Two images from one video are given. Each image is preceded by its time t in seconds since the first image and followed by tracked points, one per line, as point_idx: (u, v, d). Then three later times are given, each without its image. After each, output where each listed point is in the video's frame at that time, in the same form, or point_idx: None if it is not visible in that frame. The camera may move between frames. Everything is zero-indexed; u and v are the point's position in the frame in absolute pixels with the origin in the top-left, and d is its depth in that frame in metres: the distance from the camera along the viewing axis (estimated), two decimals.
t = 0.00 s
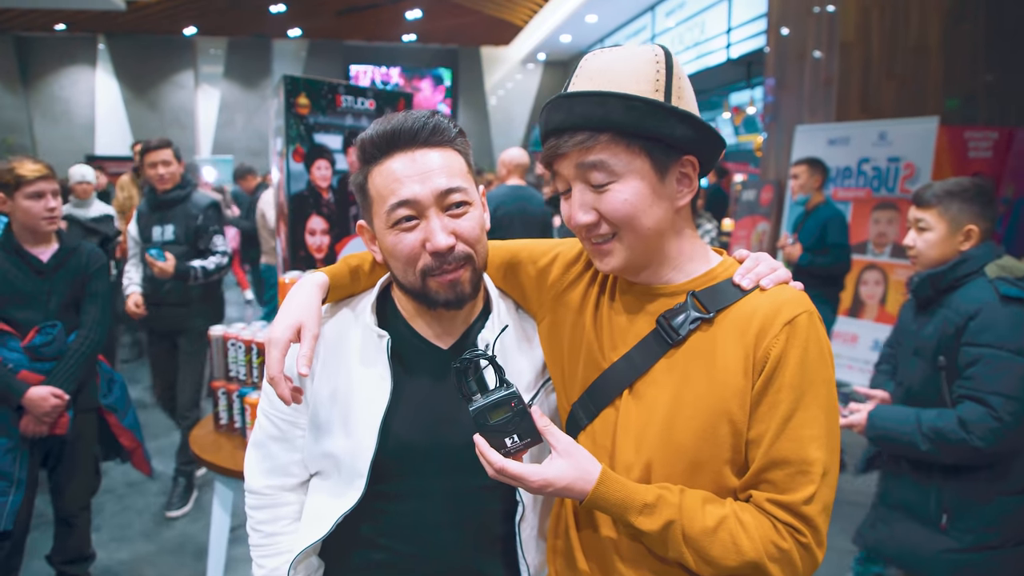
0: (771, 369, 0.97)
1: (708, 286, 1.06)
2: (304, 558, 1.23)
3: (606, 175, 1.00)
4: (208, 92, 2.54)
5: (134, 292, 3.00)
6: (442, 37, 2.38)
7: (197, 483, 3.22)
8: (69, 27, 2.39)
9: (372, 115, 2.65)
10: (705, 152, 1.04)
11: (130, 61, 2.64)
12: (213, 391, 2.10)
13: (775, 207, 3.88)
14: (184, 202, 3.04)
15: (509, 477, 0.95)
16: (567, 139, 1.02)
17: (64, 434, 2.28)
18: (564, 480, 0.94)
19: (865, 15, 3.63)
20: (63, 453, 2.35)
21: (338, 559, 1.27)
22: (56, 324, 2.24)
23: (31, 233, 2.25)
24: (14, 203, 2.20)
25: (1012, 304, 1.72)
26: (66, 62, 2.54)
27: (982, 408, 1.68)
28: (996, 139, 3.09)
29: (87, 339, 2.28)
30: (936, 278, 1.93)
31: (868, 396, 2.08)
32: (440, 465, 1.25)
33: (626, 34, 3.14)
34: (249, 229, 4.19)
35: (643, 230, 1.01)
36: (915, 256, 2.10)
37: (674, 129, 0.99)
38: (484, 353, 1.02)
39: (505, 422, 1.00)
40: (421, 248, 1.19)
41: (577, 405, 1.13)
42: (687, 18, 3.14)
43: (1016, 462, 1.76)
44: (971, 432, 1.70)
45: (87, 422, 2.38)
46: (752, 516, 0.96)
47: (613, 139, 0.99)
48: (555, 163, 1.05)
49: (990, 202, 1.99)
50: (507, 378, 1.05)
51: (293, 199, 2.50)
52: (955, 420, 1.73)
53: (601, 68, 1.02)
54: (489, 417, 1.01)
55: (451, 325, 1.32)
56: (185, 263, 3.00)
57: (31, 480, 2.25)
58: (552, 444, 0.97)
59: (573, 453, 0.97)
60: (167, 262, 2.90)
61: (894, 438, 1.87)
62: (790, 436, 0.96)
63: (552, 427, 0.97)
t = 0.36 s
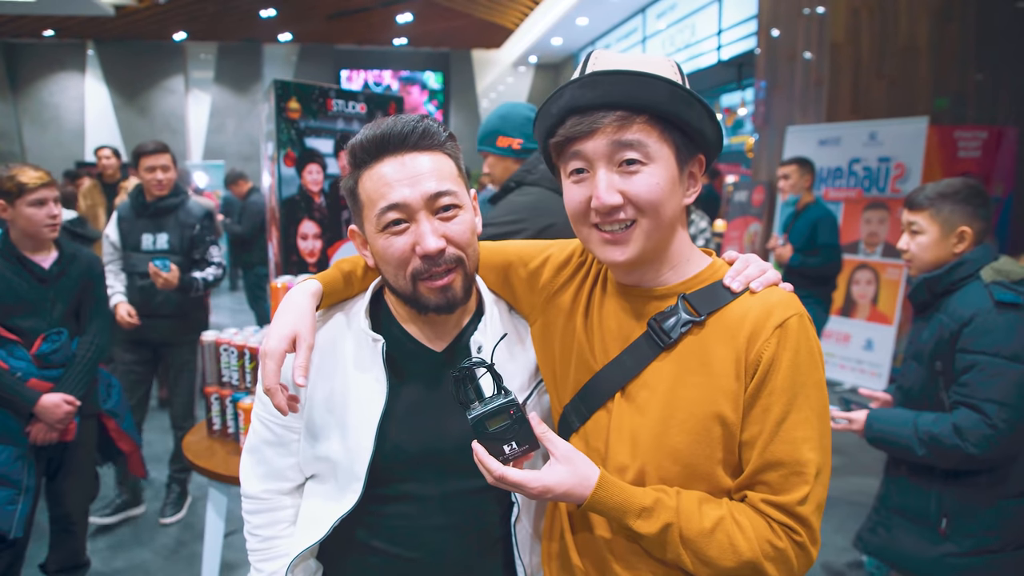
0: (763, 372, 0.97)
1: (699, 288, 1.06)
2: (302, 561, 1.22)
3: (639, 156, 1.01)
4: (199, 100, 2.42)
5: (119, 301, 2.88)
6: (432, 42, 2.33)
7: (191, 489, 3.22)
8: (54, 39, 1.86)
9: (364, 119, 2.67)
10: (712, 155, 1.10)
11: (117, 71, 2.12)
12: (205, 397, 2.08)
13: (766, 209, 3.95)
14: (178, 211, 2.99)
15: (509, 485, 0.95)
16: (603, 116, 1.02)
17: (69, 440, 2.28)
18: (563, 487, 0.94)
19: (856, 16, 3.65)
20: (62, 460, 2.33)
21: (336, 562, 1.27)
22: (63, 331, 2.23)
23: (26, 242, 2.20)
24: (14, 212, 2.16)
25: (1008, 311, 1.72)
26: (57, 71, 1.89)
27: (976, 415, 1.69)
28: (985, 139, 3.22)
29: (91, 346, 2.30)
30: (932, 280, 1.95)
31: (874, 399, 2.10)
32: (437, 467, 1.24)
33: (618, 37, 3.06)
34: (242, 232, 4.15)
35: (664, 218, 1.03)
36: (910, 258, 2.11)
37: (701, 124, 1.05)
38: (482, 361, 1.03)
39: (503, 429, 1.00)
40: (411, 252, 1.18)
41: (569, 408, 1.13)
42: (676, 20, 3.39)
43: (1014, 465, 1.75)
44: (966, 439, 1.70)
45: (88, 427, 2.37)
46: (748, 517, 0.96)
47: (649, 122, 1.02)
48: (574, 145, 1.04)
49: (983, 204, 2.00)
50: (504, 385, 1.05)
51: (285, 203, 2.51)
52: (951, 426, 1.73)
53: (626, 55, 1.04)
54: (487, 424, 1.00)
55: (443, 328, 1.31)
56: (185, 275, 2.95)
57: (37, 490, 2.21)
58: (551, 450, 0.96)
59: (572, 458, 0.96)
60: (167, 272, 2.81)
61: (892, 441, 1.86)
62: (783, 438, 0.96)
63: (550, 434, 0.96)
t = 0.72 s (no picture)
0: (765, 372, 0.97)
1: (699, 289, 1.06)
2: (296, 563, 1.24)
3: (646, 156, 1.01)
4: (197, 103, 2.10)
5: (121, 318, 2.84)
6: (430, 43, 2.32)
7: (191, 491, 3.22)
8: (50, 40, 1.78)
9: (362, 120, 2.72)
10: (716, 159, 1.11)
11: (112, 73, 1.89)
12: (204, 400, 2.10)
13: (765, 208, 3.87)
14: (162, 213, 2.95)
15: (513, 487, 0.95)
16: (612, 114, 1.02)
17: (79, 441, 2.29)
18: (566, 488, 0.94)
19: (852, 16, 3.67)
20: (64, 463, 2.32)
21: (336, 564, 1.27)
22: (69, 331, 2.24)
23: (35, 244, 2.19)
24: (33, 213, 2.10)
25: (1007, 313, 1.72)
26: (53, 72, 1.79)
27: (977, 418, 1.70)
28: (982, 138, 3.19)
29: (97, 344, 2.32)
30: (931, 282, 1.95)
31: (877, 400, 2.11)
32: (437, 468, 1.25)
33: (615, 38, 2.98)
34: (240, 234, 4.14)
35: (667, 219, 1.03)
36: (909, 258, 2.11)
37: (708, 128, 1.05)
38: (487, 361, 1.02)
39: (508, 430, 1.00)
40: (411, 249, 1.19)
41: (570, 409, 1.13)
42: (675, 21, 3.32)
43: (1015, 467, 1.75)
44: (966, 443, 1.71)
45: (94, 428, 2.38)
46: (752, 517, 0.96)
47: (657, 123, 1.02)
48: (581, 142, 1.05)
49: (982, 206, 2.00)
50: (508, 387, 1.05)
51: (283, 204, 2.53)
52: (951, 430, 1.74)
53: (634, 54, 1.04)
54: (492, 425, 1.01)
55: (443, 328, 1.31)
56: (184, 279, 2.99)
57: (46, 492, 2.21)
58: (555, 452, 0.96)
59: (576, 461, 0.96)
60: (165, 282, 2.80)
61: (894, 443, 1.88)
62: (785, 437, 0.96)
63: (554, 435, 0.96)
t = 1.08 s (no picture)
0: (771, 377, 0.97)
1: (704, 295, 1.06)
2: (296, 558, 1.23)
3: (649, 163, 1.02)
4: (202, 111, 2.09)
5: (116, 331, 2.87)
6: (434, 49, 2.32)
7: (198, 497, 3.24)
8: (57, 49, 1.83)
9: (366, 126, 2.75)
10: (719, 166, 1.11)
11: (118, 81, 1.93)
12: (213, 407, 2.11)
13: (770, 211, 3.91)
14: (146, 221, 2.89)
15: (519, 493, 0.94)
16: (614, 122, 1.02)
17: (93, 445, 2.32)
18: (573, 495, 0.94)
19: (856, 17, 3.69)
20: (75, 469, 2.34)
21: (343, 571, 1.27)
22: (83, 338, 2.26)
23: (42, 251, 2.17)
24: (48, 222, 2.10)
25: (1012, 311, 1.72)
26: (60, 80, 1.83)
27: (982, 414, 1.69)
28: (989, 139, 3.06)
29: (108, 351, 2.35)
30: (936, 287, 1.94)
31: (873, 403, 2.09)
32: (443, 474, 1.24)
33: (619, 43, 2.93)
34: (246, 240, 4.15)
35: (669, 225, 1.03)
36: (913, 263, 2.10)
37: (710, 135, 1.05)
38: (493, 369, 1.02)
39: (514, 437, 1.00)
40: (419, 259, 1.19)
41: (576, 416, 1.13)
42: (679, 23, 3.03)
43: None
44: (972, 440, 1.70)
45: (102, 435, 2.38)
46: (760, 523, 0.96)
47: (659, 130, 1.02)
48: (584, 149, 1.05)
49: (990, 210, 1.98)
50: (515, 393, 1.05)
51: (290, 212, 2.52)
52: (955, 427, 1.73)
53: (636, 62, 1.05)
54: (498, 432, 1.00)
55: (450, 335, 1.31)
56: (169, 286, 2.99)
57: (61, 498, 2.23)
58: (562, 459, 0.96)
59: (583, 467, 0.96)
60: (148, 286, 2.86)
61: (897, 446, 1.87)
62: (792, 443, 0.96)
63: (561, 442, 0.96)
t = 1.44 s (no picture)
0: (766, 378, 0.97)
1: (699, 296, 1.06)
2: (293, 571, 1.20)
3: (636, 164, 1.01)
4: (202, 111, 2.12)
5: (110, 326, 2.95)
6: (434, 49, 2.31)
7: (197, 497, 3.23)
8: (58, 49, 1.84)
9: (366, 126, 2.74)
10: (713, 168, 1.10)
11: (119, 81, 1.94)
12: (210, 406, 2.10)
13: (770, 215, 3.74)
14: (146, 220, 2.93)
15: (512, 494, 0.94)
16: (602, 123, 1.02)
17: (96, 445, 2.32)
18: (567, 497, 0.94)
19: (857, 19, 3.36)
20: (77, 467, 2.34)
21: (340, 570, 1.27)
22: (86, 338, 2.25)
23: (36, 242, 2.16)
24: (43, 221, 2.09)
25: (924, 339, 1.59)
26: (60, 80, 1.83)
27: (903, 447, 1.62)
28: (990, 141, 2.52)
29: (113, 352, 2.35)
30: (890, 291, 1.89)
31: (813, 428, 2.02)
32: (438, 475, 1.24)
33: (621, 43, 2.95)
34: (246, 240, 4.14)
35: (659, 228, 1.03)
36: (837, 288, 1.88)
37: (701, 137, 1.04)
38: (487, 369, 1.02)
39: (508, 438, 1.00)
40: (416, 266, 1.18)
41: (571, 417, 1.12)
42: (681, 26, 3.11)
43: None
44: (897, 475, 1.64)
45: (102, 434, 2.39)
46: (755, 524, 0.96)
47: (648, 132, 1.02)
48: (574, 151, 1.05)
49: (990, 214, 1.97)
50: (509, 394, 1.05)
51: (288, 212, 2.52)
52: (878, 460, 1.65)
53: (630, 63, 1.05)
54: (492, 433, 1.00)
55: (445, 336, 1.31)
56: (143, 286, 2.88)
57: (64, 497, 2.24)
58: (555, 460, 0.96)
59: (577, 469, 0.96)
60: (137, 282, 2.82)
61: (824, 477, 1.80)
62: (787, 444, 0.95)
63: (555, 444, 0.95)
